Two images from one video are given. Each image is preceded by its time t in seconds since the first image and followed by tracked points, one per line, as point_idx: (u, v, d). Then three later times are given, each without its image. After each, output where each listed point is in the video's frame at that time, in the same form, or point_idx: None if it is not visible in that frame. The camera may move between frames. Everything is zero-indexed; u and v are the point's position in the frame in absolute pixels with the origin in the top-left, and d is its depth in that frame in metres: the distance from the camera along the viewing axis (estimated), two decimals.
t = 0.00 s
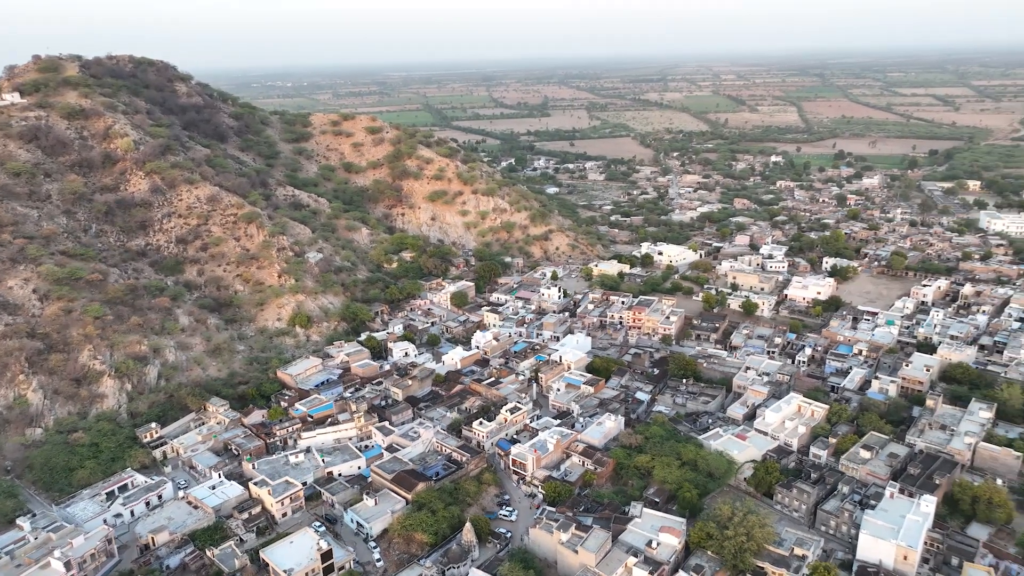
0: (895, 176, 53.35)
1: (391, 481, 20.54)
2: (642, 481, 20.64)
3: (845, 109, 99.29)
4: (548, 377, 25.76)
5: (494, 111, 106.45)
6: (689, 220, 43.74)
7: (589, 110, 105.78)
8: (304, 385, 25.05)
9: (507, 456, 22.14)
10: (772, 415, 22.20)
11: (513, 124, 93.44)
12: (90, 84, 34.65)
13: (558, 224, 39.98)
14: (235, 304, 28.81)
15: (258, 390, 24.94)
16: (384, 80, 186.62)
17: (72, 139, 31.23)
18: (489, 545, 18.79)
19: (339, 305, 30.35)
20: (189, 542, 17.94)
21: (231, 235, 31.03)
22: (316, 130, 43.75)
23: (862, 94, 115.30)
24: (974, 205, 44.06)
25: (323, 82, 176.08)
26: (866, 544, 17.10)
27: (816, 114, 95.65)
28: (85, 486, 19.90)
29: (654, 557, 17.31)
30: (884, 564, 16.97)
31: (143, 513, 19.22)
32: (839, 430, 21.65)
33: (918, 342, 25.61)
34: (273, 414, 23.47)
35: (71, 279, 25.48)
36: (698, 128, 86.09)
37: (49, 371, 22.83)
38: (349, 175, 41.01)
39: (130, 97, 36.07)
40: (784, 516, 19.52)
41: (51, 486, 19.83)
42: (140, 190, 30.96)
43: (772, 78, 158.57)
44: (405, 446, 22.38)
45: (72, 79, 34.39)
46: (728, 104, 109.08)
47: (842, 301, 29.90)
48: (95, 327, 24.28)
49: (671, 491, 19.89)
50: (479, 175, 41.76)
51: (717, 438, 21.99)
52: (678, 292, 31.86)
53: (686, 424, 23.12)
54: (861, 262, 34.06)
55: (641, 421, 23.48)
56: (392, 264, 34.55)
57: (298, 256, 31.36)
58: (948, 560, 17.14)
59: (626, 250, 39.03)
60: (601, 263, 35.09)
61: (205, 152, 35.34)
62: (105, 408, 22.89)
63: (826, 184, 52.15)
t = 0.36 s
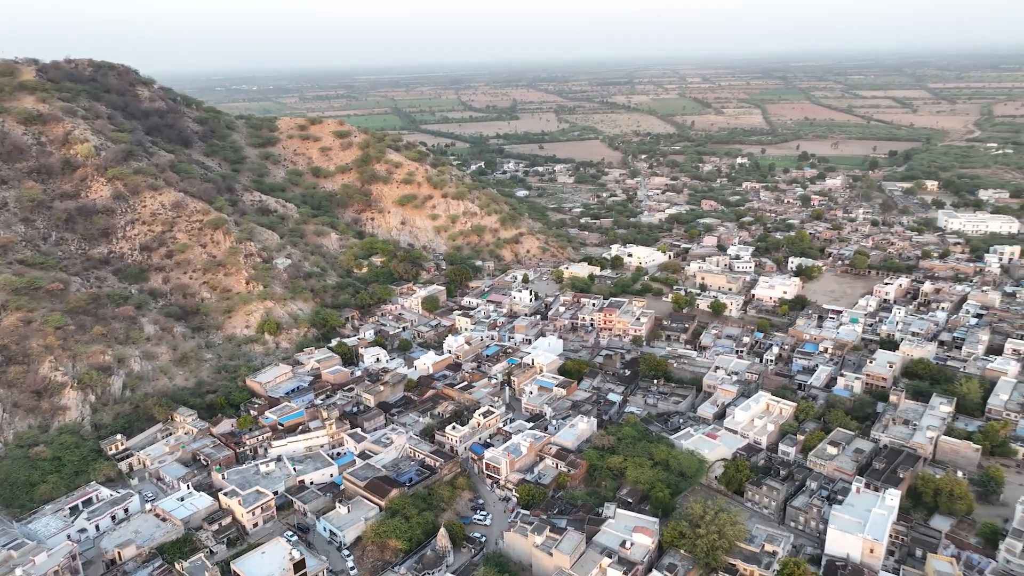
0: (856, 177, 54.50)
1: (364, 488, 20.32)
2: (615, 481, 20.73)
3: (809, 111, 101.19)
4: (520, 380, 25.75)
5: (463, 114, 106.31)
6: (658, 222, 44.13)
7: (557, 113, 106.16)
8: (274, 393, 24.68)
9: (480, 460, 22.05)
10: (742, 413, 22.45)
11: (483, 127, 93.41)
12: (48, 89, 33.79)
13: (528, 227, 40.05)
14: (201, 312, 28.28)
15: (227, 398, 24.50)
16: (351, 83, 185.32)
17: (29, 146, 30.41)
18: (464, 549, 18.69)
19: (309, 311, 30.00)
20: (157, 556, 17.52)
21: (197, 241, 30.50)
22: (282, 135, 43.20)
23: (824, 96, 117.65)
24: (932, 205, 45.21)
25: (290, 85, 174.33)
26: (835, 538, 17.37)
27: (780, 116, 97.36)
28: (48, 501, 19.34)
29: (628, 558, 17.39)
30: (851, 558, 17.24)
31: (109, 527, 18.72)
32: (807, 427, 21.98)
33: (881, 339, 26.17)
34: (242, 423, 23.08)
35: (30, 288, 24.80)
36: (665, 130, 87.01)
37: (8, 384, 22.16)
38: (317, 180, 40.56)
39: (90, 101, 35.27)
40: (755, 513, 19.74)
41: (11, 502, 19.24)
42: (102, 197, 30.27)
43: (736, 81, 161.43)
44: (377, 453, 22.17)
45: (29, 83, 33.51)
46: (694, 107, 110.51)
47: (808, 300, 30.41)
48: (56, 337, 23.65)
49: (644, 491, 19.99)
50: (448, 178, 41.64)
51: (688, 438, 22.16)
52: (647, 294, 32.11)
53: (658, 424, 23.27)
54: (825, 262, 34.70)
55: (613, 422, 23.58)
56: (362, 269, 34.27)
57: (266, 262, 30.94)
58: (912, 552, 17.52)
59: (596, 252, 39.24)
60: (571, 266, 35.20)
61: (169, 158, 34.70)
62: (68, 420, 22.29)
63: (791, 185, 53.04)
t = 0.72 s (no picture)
0: (819, 177, 55.55)
1: (336, 495, 20.08)
2: (588, 482, 20.78)
3: (773, 112, 102.92)
4: (492, 383, 25.72)
5: (431, 117, 105.89)
6: (627, 223, 44.44)
7: (526, 116, 106.38)
8: (243, 401, 24.30)
9: (453, 464, 21.94)
10: (712, 412, 22.67)
11: (451, 129, 93.19)
12: (3, 93, 32.87)
13: (498, 229, 40.07)
14: (167, 320, 27.73)
15: (195, 407, 24.06)
16: (318, 86, 183.75)
17: None
18: (438, 554, 18.56)
19: (278, 317, 29.61)
20: (123, 570, 17.08)
21: (161, 248, 29.89)
22: (248, 139, 42.59)
23: (787, 97, 119.89)
24: (892, 204, 46.27)
25: (255, 89, 172.25)
26: (804, 533, 17.63)
27: (745, 117, 98.88)
28: (7, 517, 18.75)
29: (601, 558, 17.45)
30: (820, 552, 17.49)
31: (72, 542, 18.20)
32: (775, 424, 22.30)
33: (845, 336, 26.68)
34: (211, 432, 22.68)
35: None
36: (633, 132, 87.72)
37: None
38: (284, 184, 40.02)
39: (48, 105, 34.38)
40: (725, 510, 19.95)
41: None
42: (61, 204, 29.53)
43: (702, 83, 164.06)
44: (349, 459, 21.94)
45: None
46: (661, 109, 111.67)
47: (774, 298, 30.89)
48: (14, 348, 22.99)
49: (616, 491, 20.07)
50: (418, 181, 41.45)
51: (660, 437, 22.34)
52: (618, 294, 32.32)
53: (629, 424, 23.40)
54: (790, 261, 35.29)
55: (585, 423, 23.67)
56: (331, 274, 33.92)
57: (233, 268, 30.46)
58: (878, 544, 17.88)
59: (566, 254, 39.38)
60: (542, 268, 35.26)
61: (131, 163, 33.98)
62: (28, 433, 21.65)
63: (756, 185, 53.88)
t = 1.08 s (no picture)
0: (787, 178, 56.43)
1: (311, 502, 19.83)
2: (564, 484, 20.80)
3: (742, 114, 104.35)
4: (467, 386, 25.64)
5: (403, 120, 105.39)
6: (599, 225, 44.65)
7: (498, 118, 106.41)
8: (214, 409, 23.91)
9: (429, 468, 21.80)
10: (685, 412, 22.86)
11: (423, 132, 92.82)
12: None
13: (471, 232, 40.02)
14: (135, 327, 27.18)
15: (165, 416, 23.60)
16: (288, 89, 181.90)
17: None
18: (415, 560, 18.43)
19: (249, 324, 29.20)
20: None
21: (128, 254, 29.30)
22: (217, 143, 41.95)
23: (755, 99, 121.76)
24: (858, 204, 47.13)
25: (224, 91, 169.94)
26: (777, 529, 17.82)
27: (715, 119, 100.15)
28: None
29: (578, 559, 17.48)
30: (792, 548, 17.73)
31: (38, 557, 17.70)
32: (747, 422, 22.55)
33: (815, 334, 27.11)
34: (182, 441, 22.28)
35: None
36: (605, 134, 88.29)
37: None
38: (254, 189, 39.50)
39: (7, 110, 33.55)
40: (700, 509, 20.11)
41: None
42: (23, 210, 28.81)
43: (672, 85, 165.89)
44: (324, 466, 21.69)
45: None
46: (631, 111, 112.56)
47: (745, 298, 31.28)
48: None
49: (592, 492, 20.12)
50: (390, 185, 41.22)
51: (634, 437, 22.45)
52: (591, 296, 32.47)
53: (605, 425, 23.48)
54: (760, 260, 35.76)
55: (560, 424, 23.70)
56: (304, 279, 33.55)
57: (203, 274, 29.99)
58: (848, 538, 18.11)
59: (539, 256, 39.45)
60: (516, 270, 35.28)
61: (96, 168, 33.29)
62: None
63: (726, 186, 54.54)
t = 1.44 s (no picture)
0: (752, 179, 57.31)
1: (282, 511, 19.51)
2: (537, 486, 20.78)
3: (707, 116, 105.76)
4: (440, 391, 25.52)
5: (371, 123, 104.64)
6: (569, 227, 44.81)
7: (466, 121, 106.27)
8: (181, 419, 23.42)
9: (401, 474, 21.61)
10: (656, 411, 23.04)
11: (391, 135, 92.26)
12: None
13: (441, 236, 39.89)
14: (97, 337, 26.52)
15: (130, 427, 23.06)
16: (253, 91, 179.53)
17: None
18: (389, 566, 18.26)
19: (216, 331, 28.69)
20: None
21: (89, 262, 28.61)
22: (180, 147, 41.15)
23: (719, 102, 123.69)
24: (820, 204, 48.04)
25: (187, 94, 166.98)
26: (747, 526, 18.03)
27: (681, 121, 101.37)
28: None
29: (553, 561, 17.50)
30: (763, 544, 17.92)
31: None
32: (717, 421, 22.81)
33: (781, 333, 27.54)
34: (148, 452, 21.77)
35: None
36: (573, 136, 88.71)
37: None
38: (220, 194, 38.86)
39: None
40: (672, 507, 20.25)
41: None
42: None
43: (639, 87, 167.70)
44: (295, 474, 21.38)
45: None
46: (599, 113, 113.33)
47: (713, 298, 31.66)
48: None
49: (565, 494, 20.15)
50: (358, 189, 40.89)
51: (606, 438, 22.54)
52: (562, 298, 32.58)
53: (577, 427, 23.55)
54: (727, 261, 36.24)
55: (533, 427, 23.71)
56: (271, 285, 33.07)
57: (167, 282, 29.41)
58: (817, 533, 18.42)
59: (509, 259, 39.47)
60: (486, 273, 35.25)
61: (54, 174, 32.46)
62: None
63: (693, 187, 55.21)
